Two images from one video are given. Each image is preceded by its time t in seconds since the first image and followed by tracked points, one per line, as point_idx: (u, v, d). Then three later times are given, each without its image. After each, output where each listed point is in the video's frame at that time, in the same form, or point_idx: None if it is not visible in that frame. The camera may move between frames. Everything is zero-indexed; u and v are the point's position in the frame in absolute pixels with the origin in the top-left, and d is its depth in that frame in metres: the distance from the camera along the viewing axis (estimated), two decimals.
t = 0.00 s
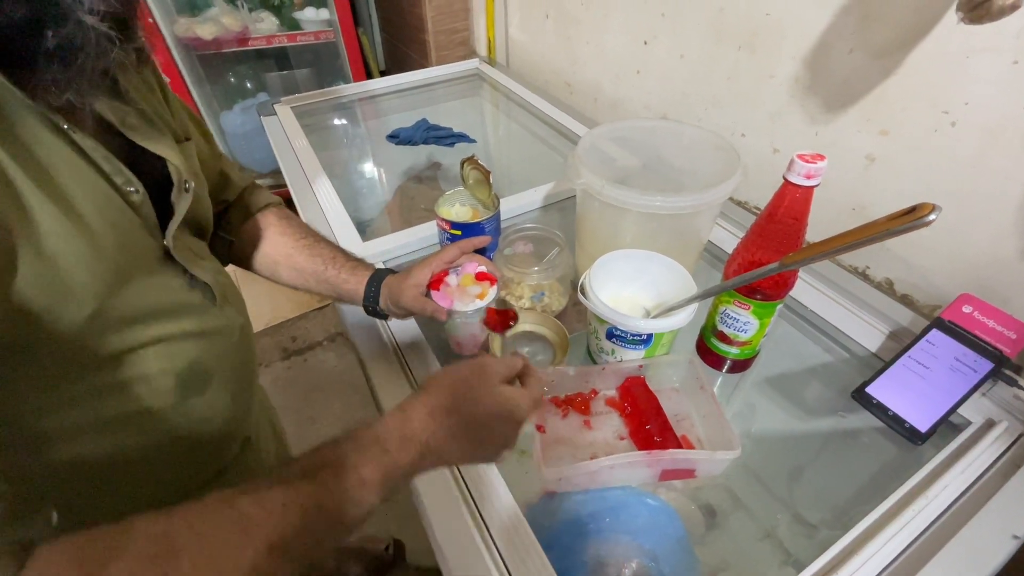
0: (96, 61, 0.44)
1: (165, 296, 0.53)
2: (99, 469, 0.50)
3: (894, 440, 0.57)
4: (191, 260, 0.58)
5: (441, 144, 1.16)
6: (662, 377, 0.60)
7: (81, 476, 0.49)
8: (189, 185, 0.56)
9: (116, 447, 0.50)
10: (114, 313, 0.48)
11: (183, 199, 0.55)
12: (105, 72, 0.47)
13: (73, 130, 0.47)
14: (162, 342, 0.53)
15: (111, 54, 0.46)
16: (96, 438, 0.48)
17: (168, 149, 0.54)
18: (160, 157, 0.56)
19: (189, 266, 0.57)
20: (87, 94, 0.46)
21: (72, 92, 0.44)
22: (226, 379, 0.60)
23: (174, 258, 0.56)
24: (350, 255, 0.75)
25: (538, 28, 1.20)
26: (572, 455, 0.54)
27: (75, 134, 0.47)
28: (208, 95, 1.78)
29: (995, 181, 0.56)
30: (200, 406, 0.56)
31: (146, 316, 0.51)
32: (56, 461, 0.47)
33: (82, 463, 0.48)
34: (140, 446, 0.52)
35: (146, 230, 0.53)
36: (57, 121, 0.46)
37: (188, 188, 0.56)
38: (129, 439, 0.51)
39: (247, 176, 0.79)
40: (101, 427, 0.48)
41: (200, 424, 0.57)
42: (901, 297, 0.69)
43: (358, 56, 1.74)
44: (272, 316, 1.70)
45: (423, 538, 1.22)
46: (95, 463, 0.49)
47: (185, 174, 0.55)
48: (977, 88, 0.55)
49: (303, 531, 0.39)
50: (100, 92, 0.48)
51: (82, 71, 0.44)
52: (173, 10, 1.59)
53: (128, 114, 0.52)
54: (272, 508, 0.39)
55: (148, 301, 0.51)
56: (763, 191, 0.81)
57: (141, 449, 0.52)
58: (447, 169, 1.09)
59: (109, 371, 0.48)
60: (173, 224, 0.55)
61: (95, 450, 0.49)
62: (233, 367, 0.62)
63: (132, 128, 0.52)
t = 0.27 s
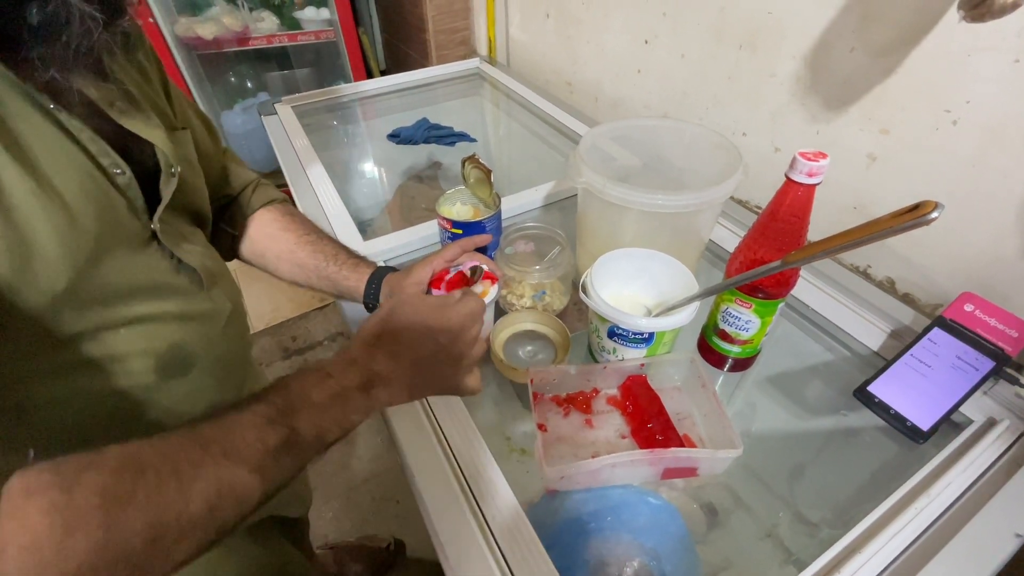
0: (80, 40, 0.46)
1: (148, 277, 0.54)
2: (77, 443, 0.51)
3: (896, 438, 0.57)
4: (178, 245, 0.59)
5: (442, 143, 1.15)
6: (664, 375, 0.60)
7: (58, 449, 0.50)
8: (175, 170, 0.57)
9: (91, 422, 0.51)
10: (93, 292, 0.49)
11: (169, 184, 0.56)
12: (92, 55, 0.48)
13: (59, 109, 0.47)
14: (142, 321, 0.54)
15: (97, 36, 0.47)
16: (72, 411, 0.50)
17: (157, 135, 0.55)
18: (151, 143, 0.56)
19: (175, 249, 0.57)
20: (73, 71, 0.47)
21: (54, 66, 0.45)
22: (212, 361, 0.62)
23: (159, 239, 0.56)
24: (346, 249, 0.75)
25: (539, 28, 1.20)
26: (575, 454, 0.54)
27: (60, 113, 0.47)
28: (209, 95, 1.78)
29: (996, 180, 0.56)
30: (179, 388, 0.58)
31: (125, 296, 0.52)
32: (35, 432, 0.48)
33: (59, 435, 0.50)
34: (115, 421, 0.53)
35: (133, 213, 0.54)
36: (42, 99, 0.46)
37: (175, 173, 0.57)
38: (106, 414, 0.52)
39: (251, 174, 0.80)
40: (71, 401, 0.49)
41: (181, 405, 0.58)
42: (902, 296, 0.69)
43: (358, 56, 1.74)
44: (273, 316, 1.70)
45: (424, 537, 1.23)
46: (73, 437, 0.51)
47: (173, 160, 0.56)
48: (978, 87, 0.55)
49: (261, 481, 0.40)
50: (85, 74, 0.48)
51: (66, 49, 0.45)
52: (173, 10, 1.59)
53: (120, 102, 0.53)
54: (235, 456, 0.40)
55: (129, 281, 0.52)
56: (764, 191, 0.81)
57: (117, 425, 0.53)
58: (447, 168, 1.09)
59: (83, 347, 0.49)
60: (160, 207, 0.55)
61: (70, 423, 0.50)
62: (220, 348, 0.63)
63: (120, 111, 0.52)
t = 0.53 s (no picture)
0: (74, 34, 0.47)
1: (138, 266, 0.54)
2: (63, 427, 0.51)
3: (892, 435, 0.57)
4: (170, 238, 0.59)
5: (439, 143, 1.15)
6: (661, 373, 0.60)
7: (43, 432, 0.51)
8: (166, 163, 0.57)
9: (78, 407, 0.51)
10: (80, 279, 0.49)
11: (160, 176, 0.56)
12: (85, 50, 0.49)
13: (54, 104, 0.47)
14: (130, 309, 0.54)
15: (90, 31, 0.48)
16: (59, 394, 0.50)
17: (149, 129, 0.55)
18: (143, 136, 0.56)
19: (166, 241, 0.58)
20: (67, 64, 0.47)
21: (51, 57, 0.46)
22: (204, 350, 0.62)
23: (151, 231, 0.56)
24: (342, 246, 0.75)
25: (536, 27, 1.20)
26: (573, 453, 0.54)
27: (54, 106, 0.47)
28: (205, 95, 1.77)
29: (991, 177, 0.56)
30: (171, 376, 0.58)
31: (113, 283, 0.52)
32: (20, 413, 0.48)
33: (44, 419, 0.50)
34: (103, 408, 0.53)
35: (124, 203, 0.53)
36: (37, 91, 0.46)
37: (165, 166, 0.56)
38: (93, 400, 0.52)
39: (246, 170, 0.80)
40: (62, 387, 0.50)
41: (172, 394, 0.58)
42: (898, 293, 0.70)
43: (354, 56, 1.73)
44: (270, 317, 1.69)
45: (423, 537, 1.23)
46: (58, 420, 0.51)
47: (164, 153, 0.56)
48: (972, 84, 0.55)
49: (237, 472, 0.39)
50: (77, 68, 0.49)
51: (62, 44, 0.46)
52: (169, 10, 1.59)
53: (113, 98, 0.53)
54: (211, 445, 0.38)
55: (119, 269, 0.52)
56: (760, 189, 0.81)
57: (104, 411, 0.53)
58: (445, 168, 1.09)
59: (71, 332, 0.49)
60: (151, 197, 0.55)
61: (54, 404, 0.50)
62: (212, 338, 0.63)
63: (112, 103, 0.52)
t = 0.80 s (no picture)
0: (53, 29, 0.43)
1: (130, 265, 0.55)
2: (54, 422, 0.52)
3: (886, 430, 0.58)
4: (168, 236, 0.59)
5: (432, 142, 1.15)
6: (656, 371, 0.60)
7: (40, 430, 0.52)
8: (160, 160, 0.56)
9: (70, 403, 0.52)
10: (68, 276, 0.49)
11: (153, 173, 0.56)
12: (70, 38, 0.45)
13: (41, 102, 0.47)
14: (123, 307, 0.54)
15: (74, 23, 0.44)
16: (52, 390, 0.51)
17: (143, 126, 0.54)
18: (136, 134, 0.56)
19: (161, 239, 0.58)
20: (53, 59, 0.45)
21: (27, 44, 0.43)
22: (202, 350, 0.62)
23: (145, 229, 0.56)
24: (335, 245, 0.75)
25: (529, 26, 1.20)
26: (569, 452, 0.54)
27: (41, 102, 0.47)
28: (196, 96, 1.76)
29: (981, 172, 0.57)
30: (169, 376, 0.58)
31: (103, 281, 0.52)
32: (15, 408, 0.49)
33: (33, 421, 0.51)
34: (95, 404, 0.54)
35: (116, 201, 0.53)
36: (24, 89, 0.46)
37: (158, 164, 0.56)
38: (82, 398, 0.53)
39: (240, 166, 0.78)
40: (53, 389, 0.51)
41: (170, 396, 0.58)
42: (891, 289, 0.70)
43: (347, 55, 1.73)
44: (265, 318, 1.69)
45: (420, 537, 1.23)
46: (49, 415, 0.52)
47: (157, 150, 0.56)
48: (962, 80, 0.55)
49: (195, 530, 0.40)
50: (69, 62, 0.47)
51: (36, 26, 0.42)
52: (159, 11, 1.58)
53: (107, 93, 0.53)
54: (170, 500, 0.39)
55: (108, 267, 0.53)
56: (753, 186, 0.82)
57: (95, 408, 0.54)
58: (439, 168, 1.09)
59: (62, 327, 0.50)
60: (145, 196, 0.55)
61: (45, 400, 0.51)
62: (210, 339, 0.63)
63: (104, 101, 0.52)
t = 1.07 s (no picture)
0: (16, 46, 0.40)
1: (123, 288, 0.53)
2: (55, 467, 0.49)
3: (868, 427, 0.58)
4: (153, 253, 0.57)
5: (416, 143, 1.14)
6: (638, 372, 0.60)
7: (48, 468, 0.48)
8: (146, 175, 0.55)
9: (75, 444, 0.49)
10: (68, 305, 0.47)
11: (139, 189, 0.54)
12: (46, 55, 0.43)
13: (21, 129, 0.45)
14: (119, 334, 0.52)
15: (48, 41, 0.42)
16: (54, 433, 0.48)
17: (124, 141, 0.53)
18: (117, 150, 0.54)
19: (148, 257, 0.56)
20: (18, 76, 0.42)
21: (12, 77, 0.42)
22: (191, 370, 0.61)
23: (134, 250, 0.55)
24: (313, 249, 0.74)
25: (513, 25, 1.20)
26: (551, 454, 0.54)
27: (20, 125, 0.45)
28: (178, 97, 1.74)
29: (959, 169, 0.57)
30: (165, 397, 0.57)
31: (99, 307, 0.50)
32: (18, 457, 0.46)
33: (45, 463, 0.48)
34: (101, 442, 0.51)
35: (102, 221, 0.52)
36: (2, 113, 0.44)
37: (145, 180, 0.55)
38: (93, 433, 0.51)
39: (211, 164, 0.77)
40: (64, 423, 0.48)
41: (163, 417, 0.57)
42: (872, 286, 0.71)
43: (332, 55, 1.71)
44: (251, 321, 1.67)
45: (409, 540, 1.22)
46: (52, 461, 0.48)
47: (141, 165, 0.55)
48: (939, 78, 0.56)
49: None
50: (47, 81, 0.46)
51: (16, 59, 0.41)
52: (140, 11, 1.55)
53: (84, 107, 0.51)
54: None
55: (103, 293, 0.51)
56: (736, 185, 0.82)
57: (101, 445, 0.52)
58: (424, 168, 1.09)
59: (67, 362, 0.47)
60: (131, 216, 0.53)
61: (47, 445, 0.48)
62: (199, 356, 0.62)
63: (83, 118, 0.50)
